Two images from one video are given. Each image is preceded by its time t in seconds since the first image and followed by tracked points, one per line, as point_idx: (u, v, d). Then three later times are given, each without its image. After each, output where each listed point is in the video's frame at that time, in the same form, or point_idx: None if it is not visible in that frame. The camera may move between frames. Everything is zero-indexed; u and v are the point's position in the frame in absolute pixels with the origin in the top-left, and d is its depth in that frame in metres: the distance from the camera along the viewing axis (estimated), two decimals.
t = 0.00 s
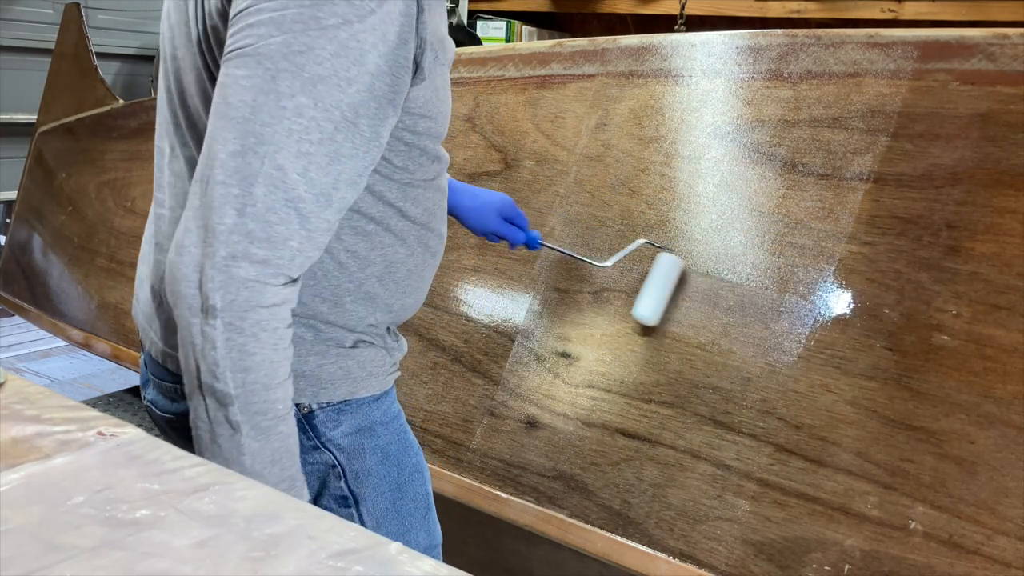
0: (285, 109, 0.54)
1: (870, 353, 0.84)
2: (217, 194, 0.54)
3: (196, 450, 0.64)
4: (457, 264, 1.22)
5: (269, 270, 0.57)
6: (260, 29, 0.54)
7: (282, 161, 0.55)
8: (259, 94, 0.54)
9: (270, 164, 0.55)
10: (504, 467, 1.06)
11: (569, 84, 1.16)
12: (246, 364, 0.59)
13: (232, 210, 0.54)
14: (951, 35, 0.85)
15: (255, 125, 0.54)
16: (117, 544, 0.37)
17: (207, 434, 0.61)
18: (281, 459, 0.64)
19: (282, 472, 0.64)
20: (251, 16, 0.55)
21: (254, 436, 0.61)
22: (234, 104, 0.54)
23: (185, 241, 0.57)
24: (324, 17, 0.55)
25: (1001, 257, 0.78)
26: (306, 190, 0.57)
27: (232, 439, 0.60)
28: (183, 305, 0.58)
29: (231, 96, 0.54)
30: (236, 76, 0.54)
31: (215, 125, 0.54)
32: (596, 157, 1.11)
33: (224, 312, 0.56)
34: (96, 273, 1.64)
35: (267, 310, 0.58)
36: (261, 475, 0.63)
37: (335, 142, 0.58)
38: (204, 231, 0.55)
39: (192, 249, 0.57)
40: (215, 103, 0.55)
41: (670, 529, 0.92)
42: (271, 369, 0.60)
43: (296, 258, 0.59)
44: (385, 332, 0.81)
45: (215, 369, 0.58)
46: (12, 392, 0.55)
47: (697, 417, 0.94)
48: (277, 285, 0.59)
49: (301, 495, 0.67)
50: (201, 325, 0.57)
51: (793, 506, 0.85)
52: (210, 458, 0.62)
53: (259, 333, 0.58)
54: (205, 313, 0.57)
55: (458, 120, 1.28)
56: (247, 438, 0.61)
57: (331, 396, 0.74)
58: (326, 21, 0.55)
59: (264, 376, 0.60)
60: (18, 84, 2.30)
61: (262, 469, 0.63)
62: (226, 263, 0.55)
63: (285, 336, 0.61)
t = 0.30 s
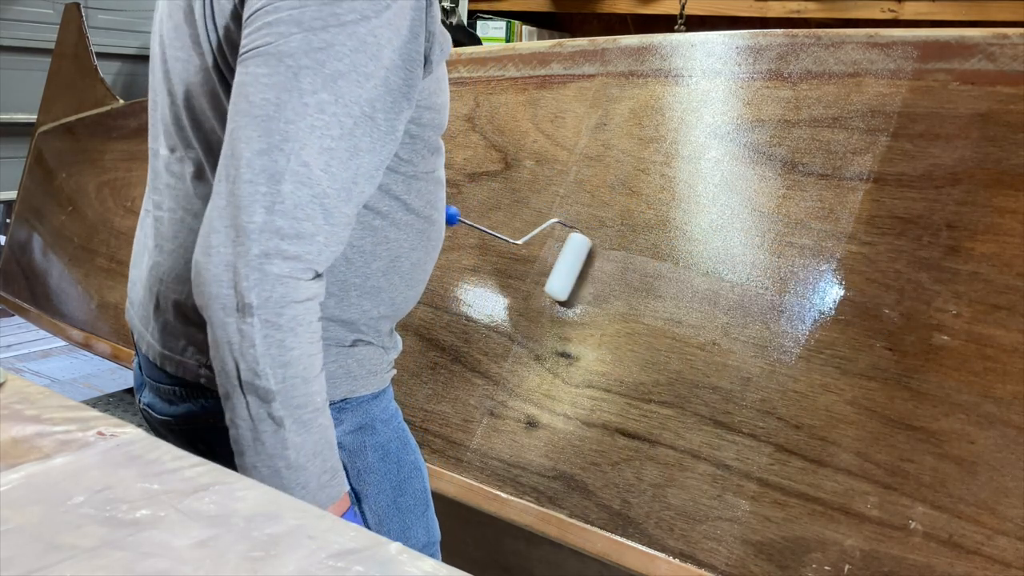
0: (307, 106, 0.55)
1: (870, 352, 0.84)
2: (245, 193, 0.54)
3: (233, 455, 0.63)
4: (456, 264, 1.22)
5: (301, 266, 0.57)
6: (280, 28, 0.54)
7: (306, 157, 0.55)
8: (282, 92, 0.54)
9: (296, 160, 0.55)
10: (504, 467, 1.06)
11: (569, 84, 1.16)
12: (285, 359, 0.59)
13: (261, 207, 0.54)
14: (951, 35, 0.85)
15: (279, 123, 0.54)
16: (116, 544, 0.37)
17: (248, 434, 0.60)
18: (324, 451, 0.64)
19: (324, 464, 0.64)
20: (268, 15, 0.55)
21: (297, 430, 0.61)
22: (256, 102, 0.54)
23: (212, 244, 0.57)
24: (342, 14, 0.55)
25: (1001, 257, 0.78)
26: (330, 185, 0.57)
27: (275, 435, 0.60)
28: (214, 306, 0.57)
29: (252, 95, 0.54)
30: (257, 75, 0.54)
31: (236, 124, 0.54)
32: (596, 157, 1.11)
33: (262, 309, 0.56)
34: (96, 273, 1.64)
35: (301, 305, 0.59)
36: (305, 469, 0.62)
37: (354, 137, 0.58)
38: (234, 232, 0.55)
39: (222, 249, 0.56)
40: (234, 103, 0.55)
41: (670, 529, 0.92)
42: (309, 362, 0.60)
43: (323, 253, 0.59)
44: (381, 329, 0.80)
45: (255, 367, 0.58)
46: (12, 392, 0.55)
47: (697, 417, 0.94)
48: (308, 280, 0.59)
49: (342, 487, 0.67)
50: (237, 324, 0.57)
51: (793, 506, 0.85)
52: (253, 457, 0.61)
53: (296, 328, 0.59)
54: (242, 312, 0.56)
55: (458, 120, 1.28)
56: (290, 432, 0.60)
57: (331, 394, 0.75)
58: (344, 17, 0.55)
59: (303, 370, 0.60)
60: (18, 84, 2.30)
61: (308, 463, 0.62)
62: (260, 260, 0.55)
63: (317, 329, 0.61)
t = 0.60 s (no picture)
0: (313, 103, 0.55)
1: (870, 352, 0.84)
2: (252, 190, 0.54)
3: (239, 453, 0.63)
4: (457, 264, 1.22)
5: (306, 263, 0.58)
6: (286, 25, 0.54)
7: (312, 155, 0.55)
8: (288, 90, 0.54)
9: (302, 158, 0.55)
10: (504, 467, 1.06)
11: (569, 84, 1.16)
12: (291, 357, 0.59)
13: (267, 205, 0.54)
14: (951, 35, 0.85)
15: (285, 120, 0.54)
16: (116, 544, 0.37)
17: (253, 432, 0.60)
18: (328, 449, 0.64)
19: (328, 462, 0.64)
20: (274, 13, 0.55)
21: (302, 428, 0.61)
22: (261, 100, 0.54)
23: (218, 241, 0.57)
24: (348, 11, 0.55)
25: (1001, 257, 0.78)
26: (335, 183, 0.57)
27: (280, 433, 0.60)
28: (220, 304, 0.57)
29: (258, 92, 0.54)
30: (262, 73, 0.54)
31: (242, 122, 0.54)
32: (596, 157, 1.11)
33: (267, 307, 0.56)
34: (96, 273, 1.64)
35: (306, 303, 0.59)
36: (310, 467, 0.62)
37: (359, 135, 0.58)
38: (240, 229, 0.55)
39: (228, 246, 0.56)
40: (240, 100, 0.55)
41: (670, 529, 0.92)
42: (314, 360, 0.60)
43: (329, 251, 0.59)
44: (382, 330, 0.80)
45: (260, 364, 0.58)
46: (12, 392, 0.55)
47: (697, 417, 0.94)
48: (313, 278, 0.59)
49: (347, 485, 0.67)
50: (243, 321, 0.57)
51: (793, 506, 0.85)
52: (258, 455, 0.61)
53: (301, 325, 0.59)
54: (248, 309, 0.56)
55: (457, 120, 1.28)
56: (295, 430, 0.60)
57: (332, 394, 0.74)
58: (350, 15, 0.55)
59: (308, 367, 0.60)
60: (18, 84, 2.30)
61: (312, 461, 0.62)
62: (266, 258, 0.55)
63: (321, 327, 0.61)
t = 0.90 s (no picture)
0: (307, 101, 0.55)
1: (870, 352, 0.84)
2: (240, 184, 0.54)
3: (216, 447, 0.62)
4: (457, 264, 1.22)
5: (292, 260, 0.57)
6: (284, 22, 0.54)
7: (304, 152, 0.55)
8: (283, 86, 0.54)
9: (293, 155, 0.55)
10: (504, 467, 1.06)
11: (569, 84, 1.16)
12: (271, 353, 0.59)
13: (255, 200, 0.54)
14: (951, 35, 0.85)
15: (278, 116, 0.54)
16: (117, 544, 0.37)
17: (231, 426, 0.60)
18: (305, 449, 0.64)
19: (306, 463, 0.64)
20: (273, 10, 0.55)
21: (279, 426, 0.61)
22: (256, 95, 0.54)
23: (206, 233, 0.57)
24: (348, 11, 0.55)
25: (1001, 257, 0.78)
26: (326, 181, 0.57)
27: (257, 430, 0.60)
28: (204, 296, 0.57)
29: (253, 88, 0.54)
30: (259, 69, 0.54)
31: (236, 116, 0.54)
32: (596, 157, 1.10)
33: (249, 301, 0.56)
34: (96, 273, 1.64)
35: (290, 300, 0.58)
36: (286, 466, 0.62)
37: (354, 135, 0.58)
38: (227, 221, 0.55)
39: (214, 239, 0.56)
40: (236, 94, 0.55)
41: (670, 529, 0.92)
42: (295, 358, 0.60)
43: (317, 250, 0.59)
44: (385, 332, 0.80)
45: (240, 359, 0.58)
46: (12, 392, 0.55)
47: (697, 417, 0.94)
48: (299, 276, 0.59)
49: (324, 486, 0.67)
50: (224, 315, 0.57)
51: (793, 506, 0.85)
52: (234, 450, 0.61)
53: (283, 322, 0.59)
54: (230, 302, 0.56)
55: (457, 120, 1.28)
56: (273, 427, 0.60)
57: (332, 395, 0.74)
58: (349, 15, 0.55)
59: (288, 365, 0.60)
60: (17, 84, 2.30)
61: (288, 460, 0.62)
62: (250, 252, 0.55)
63: (306, 325, 0.61)
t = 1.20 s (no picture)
0: (302, 108, 0.54)
1: (870, 352, 0.84)
2: (229, 188, 0.54)
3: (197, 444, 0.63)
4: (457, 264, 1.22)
5: (277, 267, 0.57)
6: (283, 28, 0.54)
7: (296, 160, 0.55)
8: (278, 93, 0.54)
9: (285, 162, 0.55)
10: (504, 467, 1.06)
11: (569, 84, 1.16)
12: (251, 359, 0.59)
13: (243, 205, 0.54)
14: (951, 35, 0.85)
15: (272, 122, 0.54)
16: (117, 544, 0.37)
17: (210, 428, 0.61)
18: (284, 455, 0.64)
19: (284, 468, 0.64)
20: (274, 15, 0.55)
21: (257, 431, 0.61)
22: (252, 100, 0.54)
23: (194, 235, 0.57)
24: (348, 20, 0.55)
25: (1001, 257, 0.78)
26: (318, 190, 0.57)
27: (234, 434, 0.60)
28: (188, 297, 0.57)
29: (250, 92, 0.54)
30: (257, 74, 0.54)
31: (232, 120, 0.55)
32: (596, 157, 1.10)
33: (231, 306, 0.56)
34: (96, 273, 1.64)
35: (273, 306, 0.58)
36: (263, 471, 0.63)
37: (350, 145, 0.58)
38: (214, 225, 0.55)
39: (201, 242, 0.56)
40: (234, 97, 0.55)
41: (670, 529, 0.92)
42: (276, 365, 0.60)
43: (304, 257, 0.58)
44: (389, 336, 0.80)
45: (219, 363, 0.58)
46: (13, 391, 0.55)
47: (697, 417, 0.94)
48: (285, 282, 0.59)
49: (303, 491, 0.67)
50: (206, 318, 0.57)
51: (793, 506, 0.85)
52: (213, 452, 0.62)
53: (265, 328, 0.58)
54: (212, 306, 0.56)
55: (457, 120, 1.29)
56: (250, 432, 0.61)
57: (331, 397, 0.75)
58: (349, 23, 0.55)
59: (268, 371, 0.60)
60: (17, 84, 2.30)
61: (263, 465, 0.63)
62: (234, 257, 0.55)
63: (291, 332, 0.61)
